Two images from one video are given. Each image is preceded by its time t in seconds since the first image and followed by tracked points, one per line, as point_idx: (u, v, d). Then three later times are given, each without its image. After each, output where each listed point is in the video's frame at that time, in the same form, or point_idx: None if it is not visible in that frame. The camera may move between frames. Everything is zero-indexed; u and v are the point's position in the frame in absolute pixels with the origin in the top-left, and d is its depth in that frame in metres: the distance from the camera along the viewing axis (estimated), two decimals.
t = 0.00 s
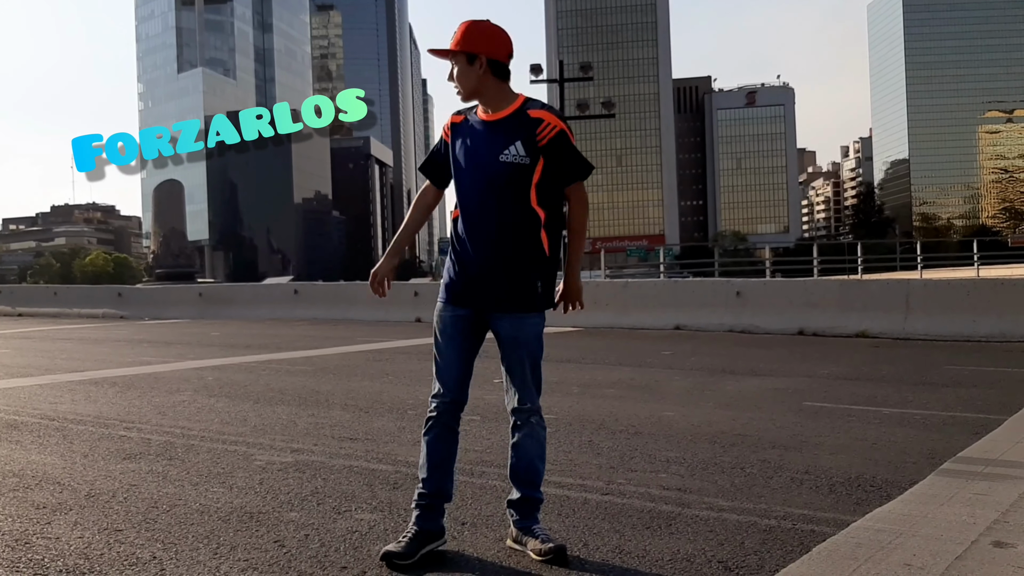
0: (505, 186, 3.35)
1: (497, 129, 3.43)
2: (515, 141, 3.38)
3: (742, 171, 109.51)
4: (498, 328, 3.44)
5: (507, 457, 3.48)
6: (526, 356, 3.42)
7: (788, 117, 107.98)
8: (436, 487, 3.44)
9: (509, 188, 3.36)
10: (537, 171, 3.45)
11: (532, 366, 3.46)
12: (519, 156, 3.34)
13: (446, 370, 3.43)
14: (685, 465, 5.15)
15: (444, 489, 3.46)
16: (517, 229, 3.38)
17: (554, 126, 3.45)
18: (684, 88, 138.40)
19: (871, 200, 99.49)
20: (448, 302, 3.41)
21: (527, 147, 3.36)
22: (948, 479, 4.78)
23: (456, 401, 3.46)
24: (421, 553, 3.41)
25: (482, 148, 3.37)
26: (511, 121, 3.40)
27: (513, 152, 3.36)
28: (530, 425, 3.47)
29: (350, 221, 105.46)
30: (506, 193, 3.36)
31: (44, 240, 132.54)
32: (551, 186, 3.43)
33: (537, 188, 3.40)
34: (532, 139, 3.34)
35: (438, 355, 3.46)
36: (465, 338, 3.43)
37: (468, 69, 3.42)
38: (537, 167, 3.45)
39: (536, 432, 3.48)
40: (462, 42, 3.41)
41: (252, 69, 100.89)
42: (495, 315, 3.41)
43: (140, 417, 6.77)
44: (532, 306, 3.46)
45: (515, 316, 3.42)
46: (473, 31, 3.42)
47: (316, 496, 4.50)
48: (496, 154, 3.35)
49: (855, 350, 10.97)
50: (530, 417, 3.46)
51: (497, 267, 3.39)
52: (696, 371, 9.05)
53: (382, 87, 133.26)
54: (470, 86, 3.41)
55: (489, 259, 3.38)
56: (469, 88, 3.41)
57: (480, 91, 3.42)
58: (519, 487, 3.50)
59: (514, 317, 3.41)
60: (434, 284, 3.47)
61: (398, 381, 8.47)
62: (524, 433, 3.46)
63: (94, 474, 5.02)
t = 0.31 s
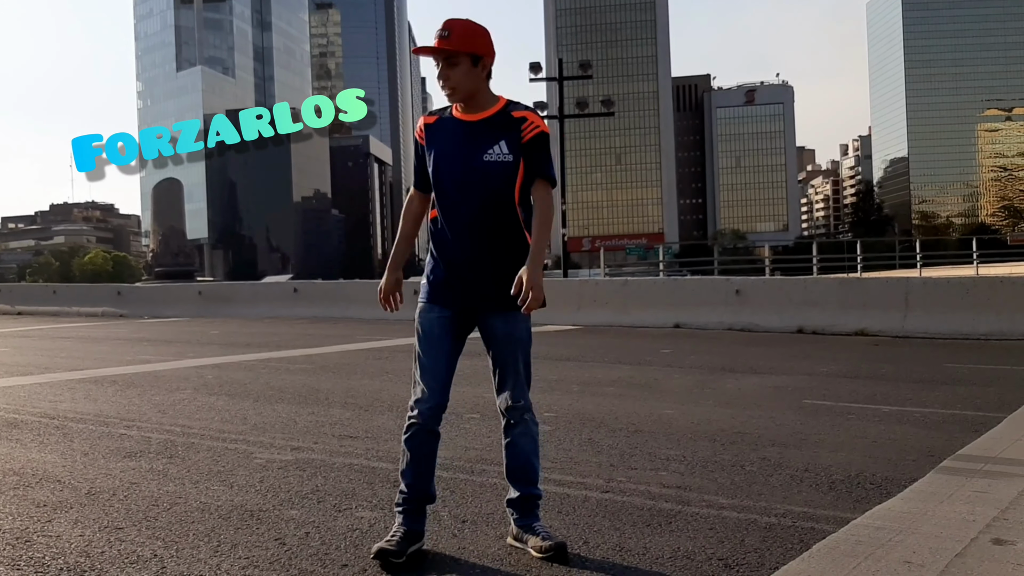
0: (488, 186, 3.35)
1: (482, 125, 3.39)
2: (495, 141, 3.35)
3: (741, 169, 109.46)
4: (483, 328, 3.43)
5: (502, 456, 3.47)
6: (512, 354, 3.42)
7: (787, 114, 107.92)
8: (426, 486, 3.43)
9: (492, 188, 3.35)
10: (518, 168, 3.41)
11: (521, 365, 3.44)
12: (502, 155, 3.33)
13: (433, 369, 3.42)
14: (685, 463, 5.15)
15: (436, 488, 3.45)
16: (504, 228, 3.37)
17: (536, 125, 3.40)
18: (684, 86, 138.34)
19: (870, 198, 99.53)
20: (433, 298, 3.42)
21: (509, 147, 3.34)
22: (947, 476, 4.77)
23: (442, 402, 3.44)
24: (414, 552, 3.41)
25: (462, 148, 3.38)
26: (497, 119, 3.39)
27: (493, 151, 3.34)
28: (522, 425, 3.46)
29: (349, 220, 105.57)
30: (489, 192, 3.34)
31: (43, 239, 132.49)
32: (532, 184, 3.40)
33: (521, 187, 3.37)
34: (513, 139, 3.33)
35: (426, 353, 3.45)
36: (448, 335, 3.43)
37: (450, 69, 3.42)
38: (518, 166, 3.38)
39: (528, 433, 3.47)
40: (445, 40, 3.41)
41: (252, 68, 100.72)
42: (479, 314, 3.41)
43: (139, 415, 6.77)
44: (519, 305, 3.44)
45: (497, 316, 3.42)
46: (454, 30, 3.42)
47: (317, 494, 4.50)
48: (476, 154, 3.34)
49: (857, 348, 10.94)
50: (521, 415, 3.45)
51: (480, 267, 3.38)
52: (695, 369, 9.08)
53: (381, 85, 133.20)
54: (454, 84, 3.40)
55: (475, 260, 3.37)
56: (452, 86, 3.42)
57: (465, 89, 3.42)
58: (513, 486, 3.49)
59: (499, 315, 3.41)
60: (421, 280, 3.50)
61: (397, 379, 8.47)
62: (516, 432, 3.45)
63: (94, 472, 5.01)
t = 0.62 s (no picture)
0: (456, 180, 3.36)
1: (447, 122, 3.40)
2: (458, 136, 3.38)
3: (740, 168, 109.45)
4: (457, 322, 3.42)
5: (481, 454, 3.47)
6: (487, 348, 3.43)
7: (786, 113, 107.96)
8: (415, 488, 3.42)
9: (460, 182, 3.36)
10: (486, 162, 3.40)
11: (497, 361, 3.44)
12: (463, 149, 3.37)
13: (408, 367, 3.41)
14: (683, 461, 5.16)
15: (427, 489, 3.44)
16: (476, 227, 3.39)
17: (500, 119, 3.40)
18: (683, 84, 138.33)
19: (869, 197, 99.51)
20: (407, 296, 3.41)
21: (473, 143, 3.37)
22: (947, 475, 4.78)
23: (422, 400, 3.44)
24: (409, 552, 3.40)
25: (428, 145, 3.37)
26: (459, 115, 3.41)
27: (458, 145, 3.35)
28: (499, 424, 3.44)
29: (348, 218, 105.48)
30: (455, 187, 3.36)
31: (42, 237, 132.31)
32: (496, 179, 3.44)
33: (485, 179, 3.41)
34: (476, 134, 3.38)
35: (404, 352, 3.43)
36: (421, 334, 3.43)
37: (412, 57, 3.42)
38: (484, 161, 3.38)
39: (510, 428, 3.46)
40: (407, 31, 3.41)
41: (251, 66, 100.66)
42: (451, 308, 3.41)
43: (137, 414, 6.76)
44: (490, 302, 3.43)
45: (470, 309, 3.41)
46: (420, 20, 3.42)
47: (316, 492, 4.50)
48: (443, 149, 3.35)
49: (855, 347, 10.95)
50: (500, 413, 3.45)
51: (457, 265, 3.37)
52: (694, 367, 9.09)
53: (380, 83, 133.09)
54: (420, 74, 3.39)
55: (444, 254, 3.37)
56: (414, 77, 3.41)
57: (430, 83, 3.43)
58: (496, 482, 3.48)
59: (470, 310, 3.40)
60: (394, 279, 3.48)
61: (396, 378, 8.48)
62: (496, 431, 3.44)
63: (95, 470, 5.02)
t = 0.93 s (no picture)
0: (442, 178, 3.36)
1: (434, 120, 3.39)
2: (443, 134, 3.38)
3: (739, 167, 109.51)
4: (442, 321, 3.41)
5: (467, 453, 3.45)
6: (477, 346, 3.41)
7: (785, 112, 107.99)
8: (412, 486, 3.41)
9: (446, 181, 3.36)
10: (472, 159, 3.40)
11: (484, 361, 3.42)
12: (449, 148, 3.36)
13: (399, 365, 3.40)
14: (684, 459, 5.16)
15: (425, 487, 3.44)
16: (463, 221, 3.39)
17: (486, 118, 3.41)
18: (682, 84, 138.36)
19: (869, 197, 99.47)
20: (392, 294, 3.39)
21: (459, 141, 3.36)
22: (946, 474, 4.79)
23: (415, 396, 3.44)
24: (410, 552, 3.40)
25: (413, 142, 3.37)
26: (444, 113, 3.40)
27: (443, 143, 3.35)
28: (485, 422, 3.43)
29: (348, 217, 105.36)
30: (441, 184, 3.36)
31: (41, 236, 132.10)
32: (483, 176, 3.44)
33: (473, 178, 3.41)
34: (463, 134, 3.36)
35: (392, 351, 3.43)
36: (410, 333, 3.41)
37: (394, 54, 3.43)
38: (469, 159, 3.39)
39: (494, 428, 3.45)
40: (386, 28, 3.41)
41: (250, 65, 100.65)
42: (439, 307, 3.38)
43: (137, 413, 6.75)
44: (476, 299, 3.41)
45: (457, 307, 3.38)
46: (399, 18, 3.43)
47: (318, 491, 4.49)
48: (429, 146, 3.35)
49: (855, 346, 10.96)
50: (485, 414, 3.42)
51: (446, 266, 3.37)
52: (693, 366, 9.09)
53: (380, 82, 133.07)
54: (402, 71, 3.40)
55: (432, 252, 3.37)
56: (396, 72, 3.41)
57: (411, 78, 3.42)
58: (482, 483, 3.47)
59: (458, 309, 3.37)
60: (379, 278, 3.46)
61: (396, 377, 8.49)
62: (480, 429, 3.43)
63: (95, 468, 5.02)
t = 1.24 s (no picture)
0: (451, 180, 3.37)
1: (442, 120, 3.42)
2: (457, 134, 3.38)
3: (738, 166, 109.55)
4: (447, 323, 3.42)
5: (468, 452, 3.47)
6: (482, 345, 3.42)
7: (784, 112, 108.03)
8: (417, 485, 3.44)
9: (454, 182, 3.38)
10: (481, 159, 3.42)
11: (487, 359, 3.43)
12: (462, 148, 3.37)
13: (407, 365, 3.42)
14: (683, 459, 5.18)
15: (426, 486, 3.47)
16: (473, 218, 3.40)
17: (499, 117, 3.43)
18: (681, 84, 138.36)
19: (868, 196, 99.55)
20: (398, 294, 3.41)
21: (471, 141, 3.37)
22: (945, 473, 4.81)
23: (421, 396, 3.46)
24: (411, 550, 3.42)
25: (421, 141, 3.38)
26: (457, 112, 3.42)
27: (455, 144, 3.36)
28: (488, 422, 3.44)
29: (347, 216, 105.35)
30: (451, 183, 3.37)
31: (41, 235, 131.94)
32: (492, 174, 3.45)
33: (482, 179, 3.44)
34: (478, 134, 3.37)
35: (397, 348, 3.44)
36: (414, 333, 3.42)
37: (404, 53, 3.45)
38: (478, 158, 3.40)
39: (496, 430, 3.47)
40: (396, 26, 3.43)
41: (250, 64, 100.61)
42: (445, 308, 3.39)
43: (137, 412, 6.77)
44: (482, 300, 3.42)
45: (462, 309, 3.39)
46: (408, 19, 3.44)
47: (318, 491, 4.51)
48: (440, 146, 3.36)
49: (854, 345, 10.98)
50: (487, 413, 3.44)
51: (454, 266, 3.38)
52: (693, 366, 9.11)
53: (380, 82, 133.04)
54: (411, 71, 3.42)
55: (439, 245, 3.39)
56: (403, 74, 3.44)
57: (420, 78, 3.44)
58: (482, 483, 3.49)
59: (463, 309, 3.38)
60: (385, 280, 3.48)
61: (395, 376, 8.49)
62: (482, 430, 3.44)
63: (95, 467, 5.03)
